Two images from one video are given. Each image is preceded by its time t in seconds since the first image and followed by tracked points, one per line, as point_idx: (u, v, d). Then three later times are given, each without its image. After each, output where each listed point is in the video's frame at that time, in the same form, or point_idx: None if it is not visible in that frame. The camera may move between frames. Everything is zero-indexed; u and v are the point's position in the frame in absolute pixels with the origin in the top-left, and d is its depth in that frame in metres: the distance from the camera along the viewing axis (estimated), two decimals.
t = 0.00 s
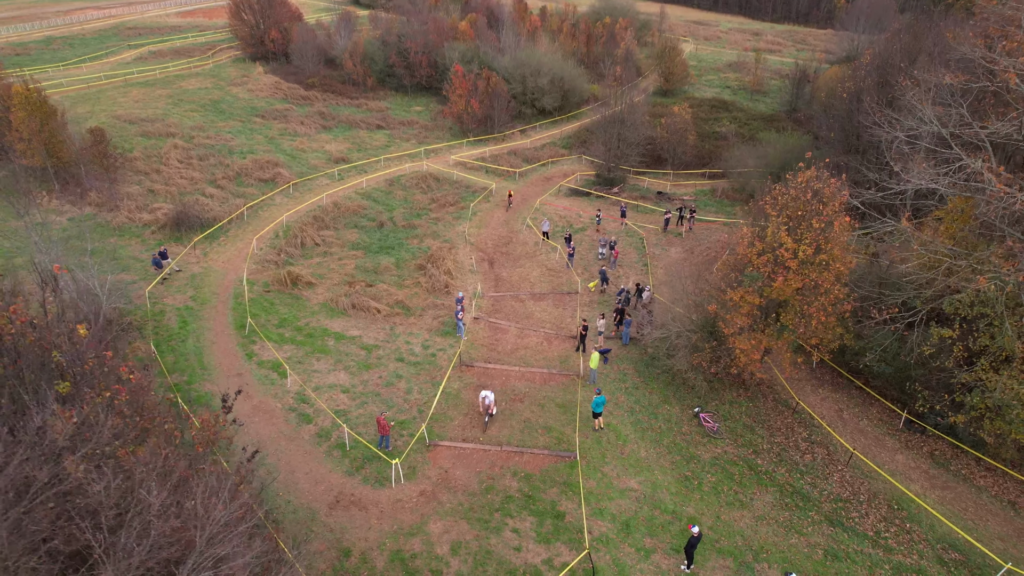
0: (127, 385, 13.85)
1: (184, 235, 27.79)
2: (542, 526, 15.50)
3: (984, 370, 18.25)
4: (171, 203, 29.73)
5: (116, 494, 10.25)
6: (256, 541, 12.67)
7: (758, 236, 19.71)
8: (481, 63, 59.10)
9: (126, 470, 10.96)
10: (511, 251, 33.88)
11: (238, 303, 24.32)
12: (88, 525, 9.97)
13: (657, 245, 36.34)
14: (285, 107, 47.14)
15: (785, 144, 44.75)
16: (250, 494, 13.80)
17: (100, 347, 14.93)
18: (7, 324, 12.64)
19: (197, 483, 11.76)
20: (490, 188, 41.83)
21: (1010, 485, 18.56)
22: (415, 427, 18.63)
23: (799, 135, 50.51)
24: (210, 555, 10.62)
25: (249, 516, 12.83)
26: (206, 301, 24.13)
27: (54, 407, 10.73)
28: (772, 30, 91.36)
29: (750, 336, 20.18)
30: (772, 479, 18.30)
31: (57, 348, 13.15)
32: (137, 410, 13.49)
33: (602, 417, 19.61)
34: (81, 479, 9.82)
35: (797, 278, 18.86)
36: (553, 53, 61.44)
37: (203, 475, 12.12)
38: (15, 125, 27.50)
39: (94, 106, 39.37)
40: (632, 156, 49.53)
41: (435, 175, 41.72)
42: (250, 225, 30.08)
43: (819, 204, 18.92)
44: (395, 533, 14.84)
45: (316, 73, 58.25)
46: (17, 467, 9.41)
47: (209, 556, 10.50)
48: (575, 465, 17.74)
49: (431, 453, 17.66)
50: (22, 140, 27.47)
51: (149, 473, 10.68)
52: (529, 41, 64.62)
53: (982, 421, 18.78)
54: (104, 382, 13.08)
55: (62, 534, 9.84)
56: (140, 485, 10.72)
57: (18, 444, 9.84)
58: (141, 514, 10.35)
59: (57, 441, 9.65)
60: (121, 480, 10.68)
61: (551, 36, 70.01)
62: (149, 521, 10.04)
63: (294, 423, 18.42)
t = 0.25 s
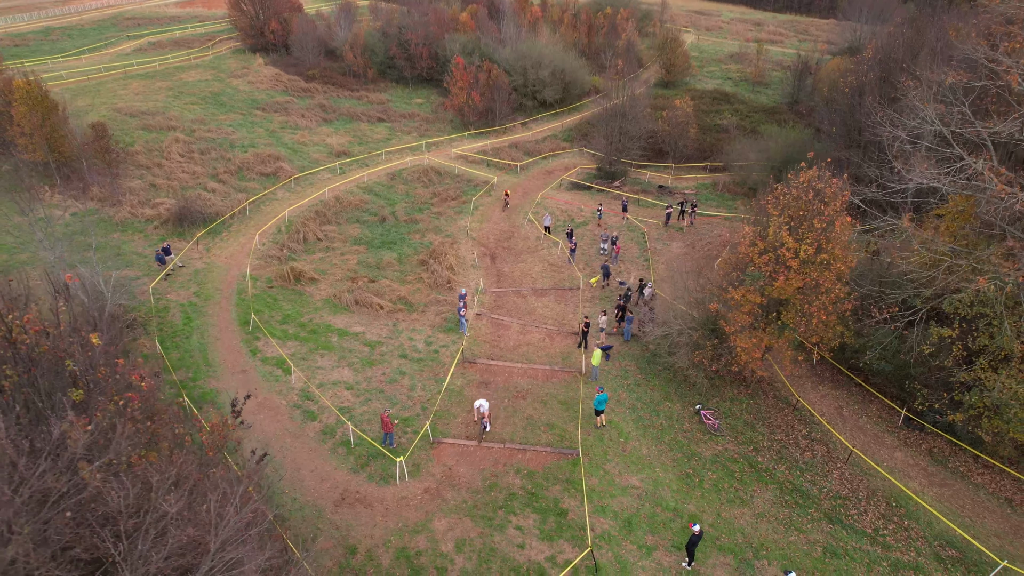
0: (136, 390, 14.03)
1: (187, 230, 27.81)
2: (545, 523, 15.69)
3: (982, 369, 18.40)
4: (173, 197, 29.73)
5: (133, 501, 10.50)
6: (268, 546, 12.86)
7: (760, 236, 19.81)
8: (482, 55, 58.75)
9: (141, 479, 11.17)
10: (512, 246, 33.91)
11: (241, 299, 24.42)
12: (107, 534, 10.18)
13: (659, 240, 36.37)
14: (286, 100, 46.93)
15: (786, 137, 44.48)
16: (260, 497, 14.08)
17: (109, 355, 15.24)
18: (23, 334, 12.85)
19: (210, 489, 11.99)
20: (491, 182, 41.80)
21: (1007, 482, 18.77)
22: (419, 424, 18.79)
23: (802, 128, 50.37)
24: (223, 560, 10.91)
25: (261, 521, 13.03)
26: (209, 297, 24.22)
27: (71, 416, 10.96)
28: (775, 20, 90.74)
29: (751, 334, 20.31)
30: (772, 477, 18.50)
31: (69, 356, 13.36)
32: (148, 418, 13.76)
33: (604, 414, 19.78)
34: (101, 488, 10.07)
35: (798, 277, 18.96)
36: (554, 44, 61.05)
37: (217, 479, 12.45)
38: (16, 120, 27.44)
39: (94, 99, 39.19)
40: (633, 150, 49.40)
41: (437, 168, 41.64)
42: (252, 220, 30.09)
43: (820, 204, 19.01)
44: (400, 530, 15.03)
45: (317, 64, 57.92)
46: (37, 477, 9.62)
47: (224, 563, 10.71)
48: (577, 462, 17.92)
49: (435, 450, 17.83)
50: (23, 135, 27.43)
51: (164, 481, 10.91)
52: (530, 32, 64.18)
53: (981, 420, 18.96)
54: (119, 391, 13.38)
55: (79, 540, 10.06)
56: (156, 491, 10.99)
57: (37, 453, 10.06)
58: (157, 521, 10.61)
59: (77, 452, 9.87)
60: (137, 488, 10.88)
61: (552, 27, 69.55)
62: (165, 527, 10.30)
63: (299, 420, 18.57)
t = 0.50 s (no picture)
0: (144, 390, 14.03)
1: (189, 225, 27.82)
2: (548, 520, 15.89)
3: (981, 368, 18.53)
4: (175, 192, 29.71)
5: (152, 504, 9.82)
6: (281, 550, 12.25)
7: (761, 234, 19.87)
8: (483, 46, 58.35)
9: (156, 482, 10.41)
10: (514, 240, 33.94)
11: (245, 294, 24.49)
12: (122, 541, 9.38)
13: (660, 234, 36.40)
14: (287, 92, 46.70)
15: (789, 130, 44.06)
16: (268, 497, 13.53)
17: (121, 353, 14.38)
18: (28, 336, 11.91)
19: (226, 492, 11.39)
20: (493, 175, 41.75)
21: (1004, 479, 18.97)
22: (423, 421, 18.94)
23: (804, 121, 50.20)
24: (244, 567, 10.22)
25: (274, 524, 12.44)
26: (213, 293, 24.31)
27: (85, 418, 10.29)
28: (777, 10, 90.06)
29: (752, 332, 20.41)
30: (772, 473, 18.68)
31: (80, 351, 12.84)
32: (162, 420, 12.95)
33: (606, 411, 19.94)
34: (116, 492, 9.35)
35: (799, 276, 19.01)
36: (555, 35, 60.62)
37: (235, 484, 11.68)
38: (17, 114, 27.37)
39: (94, 91, 39.01)
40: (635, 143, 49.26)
41: (438, 161, 41.54)
42: (254, 214, 30.10)
43: (822, 203, 19.05)
44: (405, 527, 15.23)
45: (317, 55, 57.58)
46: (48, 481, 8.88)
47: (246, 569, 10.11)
48: (580, 459, 18.10)
49: (439, 447, 18.01)
50: (25, 129, 27.36)
51: (183, 482, 10.26)
52: (532, 22, 63.69)
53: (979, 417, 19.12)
54: (133, 392, 12.53)
55: (94, 547, 9.36)
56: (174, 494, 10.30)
57: (46, 456, 9.34)
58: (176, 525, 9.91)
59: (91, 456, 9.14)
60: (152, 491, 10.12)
61: (553, 17, 69.03)
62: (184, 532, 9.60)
63: (303, 416, 18.73)
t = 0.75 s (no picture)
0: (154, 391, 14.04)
1: (192, 220, 27.85)
2: (551, 517, 16.10)
3: (979, 366, 18.71)
4: (177, 186, 29.72)
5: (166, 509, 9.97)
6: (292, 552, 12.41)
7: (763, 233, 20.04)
8: (484, 37, 57.98)
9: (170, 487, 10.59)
10: (516, 234, 33.99)
11: (248, 290, 24.59)
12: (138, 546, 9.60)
13: (661, 228, 36.43)
14: (287, 84, 46.50)
15: (790, 123, 43.60)
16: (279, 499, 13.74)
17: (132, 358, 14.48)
18: (41, 342, 11.98)
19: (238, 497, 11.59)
20: (494, 169, 41.71)
21: (1000, 476, 19.20)
22: (426, 417, 19.13)
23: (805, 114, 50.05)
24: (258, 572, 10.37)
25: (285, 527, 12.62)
26: (217, 288, 24.41)
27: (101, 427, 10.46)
28: None
29: (753, 329, 20.57)
30: (772, 470, 18.90)
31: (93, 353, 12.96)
32: (174, 423, 13.06)
33: (608, 407, 20.12)
34: (133, 499, 9.49)
35: (800, 275, 19.14)
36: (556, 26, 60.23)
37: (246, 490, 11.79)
38: (19, 108, 27.33)
39: (94, 83, 38.84)
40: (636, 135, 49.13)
41: (439, 155, 41.46)
42: (256, 209, 30.12)
43: (823, 203, 19.23)
44: (409, 523, 15.44)
45: (317, 46, 57.24)
46: (66, 491, 9.04)
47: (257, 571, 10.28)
48: (582, 456, 18.30)
49: (443, 443, 18.20)
50: (26, 123, 27.32)
51: (196, 487, 10.39)
52: (533, 13, 63.23)
53: (977, 415, 19.29)
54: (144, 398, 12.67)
55: (111, 554, 9.47)
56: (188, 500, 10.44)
57: (63, 465, 9.47)
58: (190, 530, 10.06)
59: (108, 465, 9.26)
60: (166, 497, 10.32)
61: (554, 8, 68.51)
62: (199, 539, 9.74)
63: (308, 412, 18.90)
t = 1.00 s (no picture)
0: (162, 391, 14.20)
1: (195, 215, 27.89)
2: (554, 513, 16.32)
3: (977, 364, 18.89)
4: (179, 180, 29.72)
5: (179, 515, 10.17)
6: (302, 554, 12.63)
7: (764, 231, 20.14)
8: (485, 29, 57.63)
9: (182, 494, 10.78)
10: (518, 229, 34.03)
11: (251, 285, 24.68)
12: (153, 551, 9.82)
13: (662, 223, 36.45)
14: (288, 76, 46.29)
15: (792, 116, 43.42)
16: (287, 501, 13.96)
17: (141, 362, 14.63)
18: (55, 348, 12.11)
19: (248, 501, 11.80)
20: (496, 163, 41.65)
21: (997, 472, 19.41)
22: (430, 414, 19.32)
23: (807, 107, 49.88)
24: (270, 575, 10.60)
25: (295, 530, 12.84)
26: (220, 284, 24.50)
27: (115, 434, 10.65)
28: None
29: (753, 327, 20.72)
30: (772, 467, 19.11)
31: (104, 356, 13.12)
32: (184, 427, 13.26)
33: (609, 404, 20.30)
34: (150, 505, 9.69)
35: (801, 274, 19.24)
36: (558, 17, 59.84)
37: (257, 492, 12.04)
38: (20, 103, 27.30)
39: (95, 76, 38.69)
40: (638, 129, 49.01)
41: (441, 148, 41.39)
42: (259, 204, 30.15)
43: (824, 202, 19.33)
44: (414, 519, 15.65)
45: (317, 38, 56.90)
46: (86, 498, 9.24)
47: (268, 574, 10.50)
48: (584, 452, 18.50)
49: (446, 440, 18.39)
50: (28, 118, 27.30)
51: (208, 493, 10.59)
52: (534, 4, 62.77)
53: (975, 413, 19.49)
54: (156, 403, 12.88)
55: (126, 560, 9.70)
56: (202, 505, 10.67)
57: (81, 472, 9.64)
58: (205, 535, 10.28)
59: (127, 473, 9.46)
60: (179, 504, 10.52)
61: None
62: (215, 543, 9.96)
63: (312, 409, 19.07)
